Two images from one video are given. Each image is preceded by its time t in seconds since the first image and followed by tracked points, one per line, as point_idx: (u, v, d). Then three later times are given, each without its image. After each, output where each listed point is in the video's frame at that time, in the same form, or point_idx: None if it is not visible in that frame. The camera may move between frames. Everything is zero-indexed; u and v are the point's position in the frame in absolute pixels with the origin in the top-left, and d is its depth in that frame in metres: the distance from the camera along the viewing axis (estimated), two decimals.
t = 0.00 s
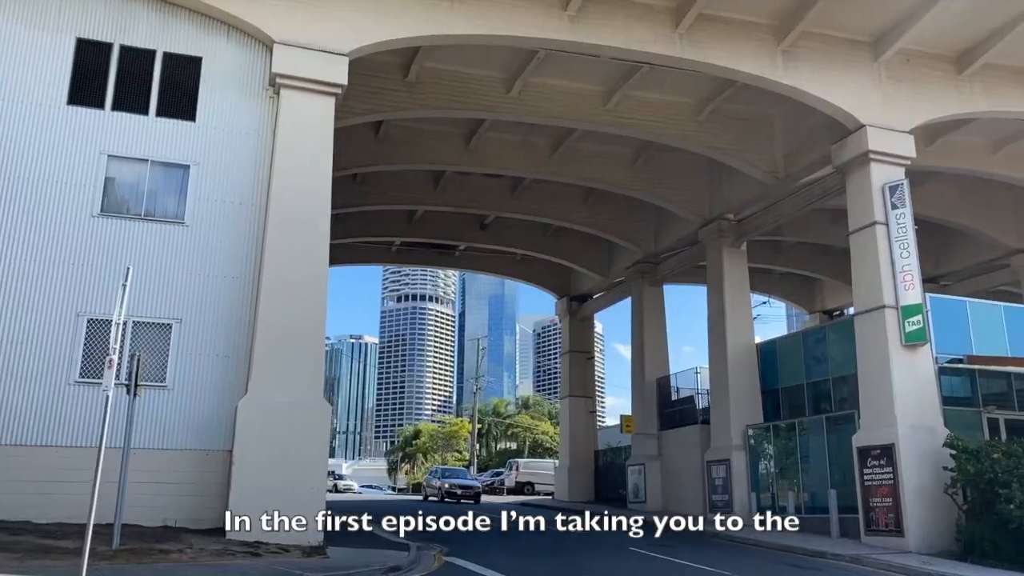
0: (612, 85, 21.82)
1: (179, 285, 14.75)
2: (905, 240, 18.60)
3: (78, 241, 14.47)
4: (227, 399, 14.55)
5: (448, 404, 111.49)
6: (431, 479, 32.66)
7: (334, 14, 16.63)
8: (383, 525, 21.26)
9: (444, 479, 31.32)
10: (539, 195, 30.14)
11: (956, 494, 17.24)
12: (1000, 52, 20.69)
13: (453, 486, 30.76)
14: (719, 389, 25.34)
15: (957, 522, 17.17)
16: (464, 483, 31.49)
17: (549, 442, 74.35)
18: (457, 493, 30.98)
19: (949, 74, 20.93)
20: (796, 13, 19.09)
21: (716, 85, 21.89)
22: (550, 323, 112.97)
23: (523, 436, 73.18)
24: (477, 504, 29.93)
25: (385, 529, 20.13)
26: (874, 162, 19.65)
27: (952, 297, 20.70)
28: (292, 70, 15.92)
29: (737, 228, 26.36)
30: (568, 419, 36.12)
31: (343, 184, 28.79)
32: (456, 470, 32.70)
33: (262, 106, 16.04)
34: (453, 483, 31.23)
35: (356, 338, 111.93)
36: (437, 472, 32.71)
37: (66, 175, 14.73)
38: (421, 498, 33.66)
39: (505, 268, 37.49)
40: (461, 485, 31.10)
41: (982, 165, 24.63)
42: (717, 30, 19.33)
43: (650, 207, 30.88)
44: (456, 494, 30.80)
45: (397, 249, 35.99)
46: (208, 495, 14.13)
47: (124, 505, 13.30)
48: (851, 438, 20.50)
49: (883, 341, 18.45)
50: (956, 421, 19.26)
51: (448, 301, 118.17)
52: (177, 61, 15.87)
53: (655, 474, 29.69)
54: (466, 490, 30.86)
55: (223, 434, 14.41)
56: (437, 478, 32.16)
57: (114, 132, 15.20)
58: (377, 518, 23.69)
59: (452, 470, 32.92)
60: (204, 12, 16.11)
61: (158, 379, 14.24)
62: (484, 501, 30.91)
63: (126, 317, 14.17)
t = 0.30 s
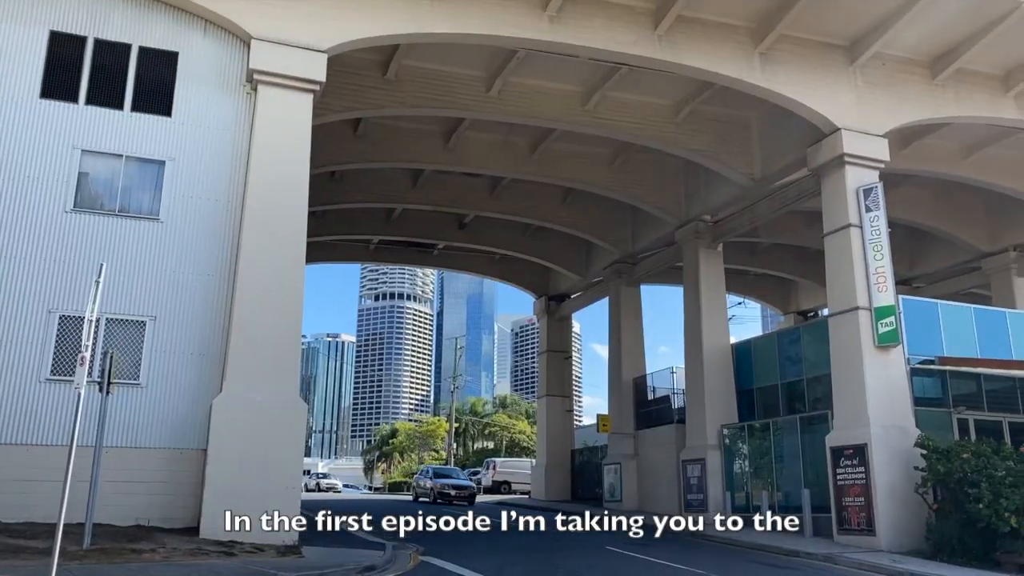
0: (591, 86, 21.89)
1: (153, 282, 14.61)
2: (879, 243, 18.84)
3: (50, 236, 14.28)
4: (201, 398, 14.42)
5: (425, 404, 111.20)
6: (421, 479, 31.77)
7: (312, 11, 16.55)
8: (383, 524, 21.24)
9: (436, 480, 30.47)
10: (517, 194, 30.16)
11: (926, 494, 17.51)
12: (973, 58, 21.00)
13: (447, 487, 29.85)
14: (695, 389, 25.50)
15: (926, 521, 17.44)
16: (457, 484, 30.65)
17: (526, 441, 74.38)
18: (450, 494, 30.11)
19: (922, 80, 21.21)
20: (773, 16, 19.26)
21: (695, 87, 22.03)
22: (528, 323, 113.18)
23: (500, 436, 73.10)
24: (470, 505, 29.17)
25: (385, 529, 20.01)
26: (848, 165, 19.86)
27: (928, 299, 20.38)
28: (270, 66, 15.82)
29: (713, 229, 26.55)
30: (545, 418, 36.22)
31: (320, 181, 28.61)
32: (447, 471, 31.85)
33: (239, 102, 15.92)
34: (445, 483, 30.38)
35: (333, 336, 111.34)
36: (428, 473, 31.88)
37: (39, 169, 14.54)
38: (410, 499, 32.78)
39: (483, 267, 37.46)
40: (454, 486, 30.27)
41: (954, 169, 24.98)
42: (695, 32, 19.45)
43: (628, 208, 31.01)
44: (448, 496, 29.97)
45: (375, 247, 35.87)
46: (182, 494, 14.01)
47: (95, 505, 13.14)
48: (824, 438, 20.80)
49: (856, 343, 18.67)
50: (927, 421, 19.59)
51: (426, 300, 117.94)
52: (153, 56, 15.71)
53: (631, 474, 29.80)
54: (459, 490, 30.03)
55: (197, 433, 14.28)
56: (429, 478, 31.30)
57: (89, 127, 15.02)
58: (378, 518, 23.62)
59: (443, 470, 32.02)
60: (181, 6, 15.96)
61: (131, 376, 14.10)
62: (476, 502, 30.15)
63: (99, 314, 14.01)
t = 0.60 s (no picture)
0: (564, 87, 21.93)
1: (119, 279, 14.39)
2: (846, 246, 19.08)
3: (12, 231, 14.01)
4: (167, 396, 14.23)
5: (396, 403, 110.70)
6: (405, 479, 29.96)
7: (283, 7, 16.41)
8: (384, 524, 21.15)
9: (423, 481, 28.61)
10: (490, 194, 30.14)
11: (890, 493, 17.78)
12: (938, 65, 21.34)
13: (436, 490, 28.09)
14: (665, 390, 25.65)
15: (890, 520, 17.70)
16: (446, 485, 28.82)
17: (497, 441, 74.29)
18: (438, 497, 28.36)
19: (889, 85, 21.52)
20: (744, 20, 19.43)
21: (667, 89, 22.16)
22: (500, 323, 113.17)
23: (471, 436, 72.94)
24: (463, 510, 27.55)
25: (387, 528, 19.86)
26: (817, 169, 20.09)
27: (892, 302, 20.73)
28: (240, 61, 15.65)
29: (684, 231, 26.72)
30: (516, 418, 36.25)
31: (290, 178, 28.35)
32: (435, 470, 29.98)
33: (209, 98, 15.73)
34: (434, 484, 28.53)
35: (303, 335, 110.47)
36: (414, 472, 29.99)
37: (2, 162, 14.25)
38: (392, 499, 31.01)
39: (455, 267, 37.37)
40: (444, 488, 28.41)
41: (920, 174, 25.36)
42: (668, 34, 19.55)
43: (601, 209, 31.11)
44: (437, 498, 28.14)
45: (346, 246, 35.64)
46: (146, 494, 13.81)
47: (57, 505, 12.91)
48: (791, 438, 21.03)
49: (823, 345, 18.89)
50: (892, 422, 19.89)
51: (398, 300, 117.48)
52: (120, 49, 15.48)
53: (601, 473, 29.88)
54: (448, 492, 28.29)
55: (163, 432, 14.09)
56: (416, 478, 29.44)
57: (54, 120, 14.76)
58: (378, 518, 23.74)
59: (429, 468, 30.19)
60: None
61: (96, 374, 13.87)
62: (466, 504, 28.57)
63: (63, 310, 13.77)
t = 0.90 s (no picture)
0: (536, 87, 21.95)
1: (82, 275, 14.14)
2: (813, 248, 19.32)
3: None
4: (131, 396, 14.02)
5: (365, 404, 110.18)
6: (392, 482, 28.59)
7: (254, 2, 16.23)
8: (385, 525, 21.23)
9: (410, 483, 27.44)
10: (461, 194, 30.10)
11: (855, 493, 18.03)
12: (904, 71, 21.68)
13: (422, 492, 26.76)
14: (634, 391, 25.79)
15: (853, 520, 17.95)
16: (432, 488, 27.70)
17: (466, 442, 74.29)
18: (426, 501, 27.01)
19: (856, 91, 21.84)
20: (715, 24, 19.59)
21: (638, 92, 22.29)
22: (471, 323, 113.19)
23: (441, 436, 72.91)
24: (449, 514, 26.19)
25: (387, 528, 19.98)
26: (785, 173, 20.31)
27: (857, 305, 21.06)
28: (208, 56, 15.45)
29: (655, 233, 26.87)
30: (486, 418, 36.27)
31: (260, 175, 28.08)
32: (422, 472, 28.81)
33: (176, 93, 15.52)
34: (421, 488, 27.41)
35: (272, 334, 109.53)
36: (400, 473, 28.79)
37: None
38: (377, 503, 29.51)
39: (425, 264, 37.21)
40: (431, 492, 27.30)
41: (886, 179, 25.77)
42: (640, 37, 19.65)
43: (572, 210, 31.18)
44: (423, 502, 27.04)
45: (315, 244, 35.37)
46: (109, 495, 13.59)
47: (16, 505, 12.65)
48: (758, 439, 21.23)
49: (790, 346, 19.10)
50: (856, 424, 20.16)
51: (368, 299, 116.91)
52: (84, 42, 15.22)
53: (570, 473, 29.96)
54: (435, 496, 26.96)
55: (126, 431, 13.87)
56: (402, 480, 28.22)
57: (16, 113, 14.46)
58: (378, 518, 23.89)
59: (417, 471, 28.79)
60: None
61: (57, 372, 13.62)
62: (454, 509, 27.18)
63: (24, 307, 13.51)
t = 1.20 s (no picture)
0: (502, 89, 21.95)
1: (35, 272, 13.83)
2: (773, 252, 19.59)
3: None
4: (86, 395, 13.73)
5: (327, 404, 109.57)
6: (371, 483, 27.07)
7: None
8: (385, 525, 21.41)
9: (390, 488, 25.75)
10: (425, 194, 29.98)
11: (811, 494, 18.30)
12: (863, 80, 22.07)
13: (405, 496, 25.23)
14: (596, 392, 25.93)
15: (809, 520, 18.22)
16: (414, 491, 26.00)
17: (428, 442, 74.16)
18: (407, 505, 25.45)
19: (817, 98, 22.19)
20: (679, 30, 19.77)
21: (603, 95, 22.42)
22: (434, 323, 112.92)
23: (403, 437, 72.74)
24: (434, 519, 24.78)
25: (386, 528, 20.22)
26: (747, 177, 20.56)
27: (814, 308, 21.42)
28: (169, 51, 15.21)
29: (618, 235, 27.04)
30: (448, 419, 36.21)
31: (221, 172, 27.73)
32: (402, 474, 27.09)
33: (136, 87, 15.25)
34: (402, 491, 25.70)
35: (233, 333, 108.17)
36: (379, 475, 27.11)
37: None
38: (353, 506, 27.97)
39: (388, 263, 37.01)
40: (413, 495, 25.58)
41: (844, 185, 26.23)
42: (606, 40, 19.77)
43: (537, 212, 31.25)
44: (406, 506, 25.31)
45: (277, 243, 34.96)
46: (62, 496, 13.30)
47: None
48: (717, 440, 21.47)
49: (749, 348, 19.34)
50: (813, 426, 20.46)
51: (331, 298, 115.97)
52: (41, 34, 14.92)
53: (532, 474, 30.02)
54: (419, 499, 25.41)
55: (80, 431, 13.59)
56: (381, 483, 26.55)
57: None
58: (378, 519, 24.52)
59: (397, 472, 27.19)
60: None
61: (9, 371, 13.31)
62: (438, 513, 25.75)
63: None
